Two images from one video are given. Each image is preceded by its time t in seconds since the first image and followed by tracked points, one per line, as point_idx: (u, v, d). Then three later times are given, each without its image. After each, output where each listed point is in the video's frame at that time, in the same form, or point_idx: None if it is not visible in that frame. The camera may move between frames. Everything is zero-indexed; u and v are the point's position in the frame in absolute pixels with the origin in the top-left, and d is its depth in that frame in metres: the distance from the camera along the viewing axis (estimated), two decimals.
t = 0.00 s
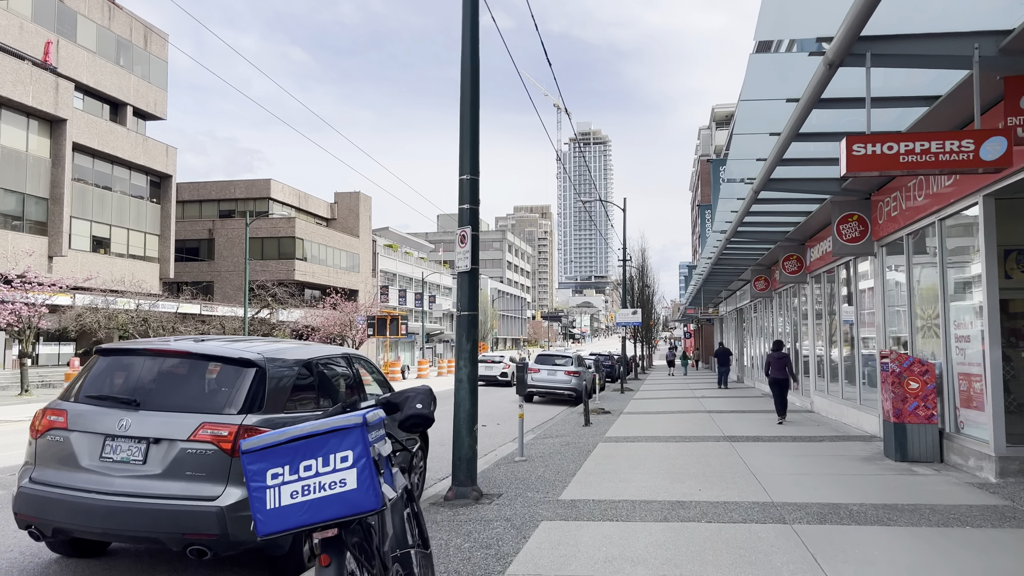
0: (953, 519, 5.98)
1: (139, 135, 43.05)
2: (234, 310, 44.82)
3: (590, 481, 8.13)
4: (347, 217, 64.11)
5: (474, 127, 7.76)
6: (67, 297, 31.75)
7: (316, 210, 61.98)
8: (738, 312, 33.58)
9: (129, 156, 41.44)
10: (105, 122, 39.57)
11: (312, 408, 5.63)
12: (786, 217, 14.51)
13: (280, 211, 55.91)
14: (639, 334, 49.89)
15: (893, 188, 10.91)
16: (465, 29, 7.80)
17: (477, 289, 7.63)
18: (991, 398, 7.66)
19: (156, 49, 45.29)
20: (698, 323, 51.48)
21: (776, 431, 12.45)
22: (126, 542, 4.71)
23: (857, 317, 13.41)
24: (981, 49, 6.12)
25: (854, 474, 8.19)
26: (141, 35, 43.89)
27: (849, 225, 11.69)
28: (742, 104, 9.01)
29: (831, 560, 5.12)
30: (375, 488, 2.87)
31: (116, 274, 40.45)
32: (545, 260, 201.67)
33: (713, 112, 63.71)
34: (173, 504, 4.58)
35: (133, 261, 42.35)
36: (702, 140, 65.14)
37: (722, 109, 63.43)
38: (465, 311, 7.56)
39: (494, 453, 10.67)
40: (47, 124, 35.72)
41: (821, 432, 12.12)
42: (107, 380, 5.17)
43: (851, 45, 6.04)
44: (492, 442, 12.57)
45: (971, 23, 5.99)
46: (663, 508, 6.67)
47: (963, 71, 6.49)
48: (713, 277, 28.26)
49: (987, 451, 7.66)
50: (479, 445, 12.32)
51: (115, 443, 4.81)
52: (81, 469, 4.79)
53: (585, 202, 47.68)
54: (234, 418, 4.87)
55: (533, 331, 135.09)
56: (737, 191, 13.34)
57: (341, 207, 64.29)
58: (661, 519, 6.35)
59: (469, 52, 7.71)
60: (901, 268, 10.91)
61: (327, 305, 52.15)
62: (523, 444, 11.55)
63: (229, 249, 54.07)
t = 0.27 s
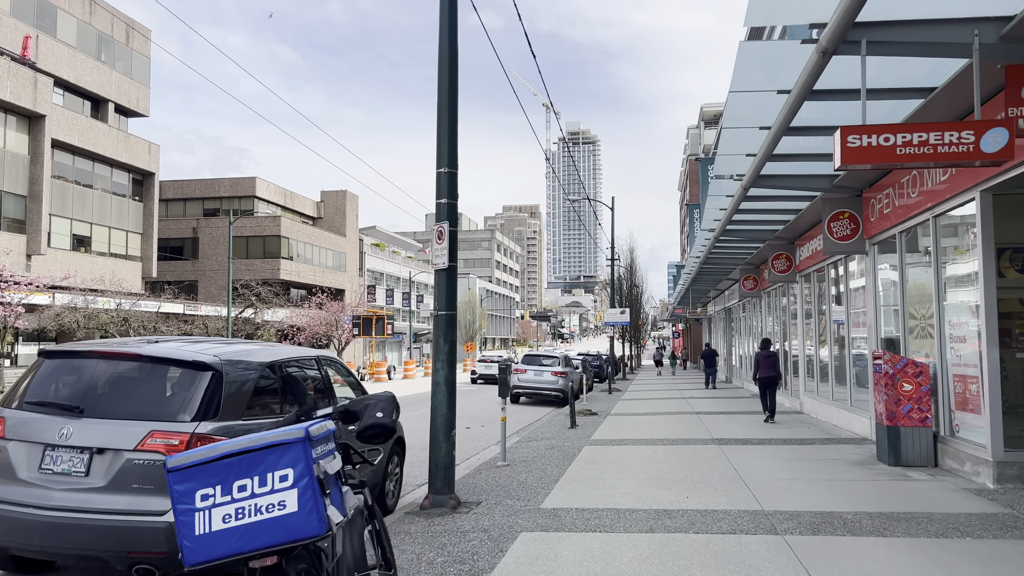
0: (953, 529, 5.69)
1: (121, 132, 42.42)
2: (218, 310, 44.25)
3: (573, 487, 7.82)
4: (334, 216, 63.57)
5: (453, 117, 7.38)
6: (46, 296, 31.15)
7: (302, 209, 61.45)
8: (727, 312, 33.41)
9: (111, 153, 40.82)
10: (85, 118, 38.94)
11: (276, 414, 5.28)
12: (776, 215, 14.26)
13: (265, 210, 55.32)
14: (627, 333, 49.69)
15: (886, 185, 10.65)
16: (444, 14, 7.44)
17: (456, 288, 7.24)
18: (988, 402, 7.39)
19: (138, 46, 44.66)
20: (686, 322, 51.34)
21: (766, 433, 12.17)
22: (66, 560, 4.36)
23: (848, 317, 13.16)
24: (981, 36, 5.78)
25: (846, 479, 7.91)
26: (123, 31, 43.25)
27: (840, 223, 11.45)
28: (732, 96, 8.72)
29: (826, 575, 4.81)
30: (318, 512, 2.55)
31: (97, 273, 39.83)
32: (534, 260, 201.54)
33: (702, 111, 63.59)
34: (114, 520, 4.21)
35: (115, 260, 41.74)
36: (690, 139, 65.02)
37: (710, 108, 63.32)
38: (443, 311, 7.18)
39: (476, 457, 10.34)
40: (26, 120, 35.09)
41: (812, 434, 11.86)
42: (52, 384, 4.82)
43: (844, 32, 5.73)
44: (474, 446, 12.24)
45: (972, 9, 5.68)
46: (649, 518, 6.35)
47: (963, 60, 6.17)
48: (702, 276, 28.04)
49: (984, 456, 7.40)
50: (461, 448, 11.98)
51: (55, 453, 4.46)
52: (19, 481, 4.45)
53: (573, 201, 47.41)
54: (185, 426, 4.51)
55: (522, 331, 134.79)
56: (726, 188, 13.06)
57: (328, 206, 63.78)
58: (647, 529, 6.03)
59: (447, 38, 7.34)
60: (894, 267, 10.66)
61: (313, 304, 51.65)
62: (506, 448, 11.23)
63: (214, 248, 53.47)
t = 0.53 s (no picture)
0: (955, 536, 5.39)
1: (102, 129, 41.78)
2: (202, 309, 43.66)
3: (557, 491, 7.49)
4: (320, 215, 63.03)
5: (431, 103, 7.03)
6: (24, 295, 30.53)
7: (288, 208, 60.89)
8: (714, 311, 33.22)
9: (92, 150, 40.18)
10: (66, 115, 38.30)
11: (236, 416, 4.94)
12: (766, 211, 14.01)
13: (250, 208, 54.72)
14: (615, 334, 49.49)
15: (879, 179, 10.40)
16: None
17: (435, 283, 6.88)
18: (986, 401, 7.14)
19: (121, 42, 44.02)
20: (673, 322, 51.18)
21: (756, 434, 11.88)
22: None
23: (839, 315, 12.92)
24: (984, 17, 5.50)
25: (840, 482, 7.62)
26: (105, 26, 42.62)
27: (831, 218, 11.22)
28: (722, 82, 8.43)
29: None
30: (252, 533, 2.22)
31: (77, 272, 39.19)
32: (523, 260, 201.40)
33: (690, 110, 63.48)
34: (51, 532, 3.86)
35: (96, 259, 41.12)
36: (678, 139, 64.94)
37: (698, 108, 63.22)
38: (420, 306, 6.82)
39: (458, 460, 9.99)
40: (4, 117, 34.46)
41: (802, 435, 11.59)
42: None
43: (841, 12, 5.44)
44: (457, 447, 11.90)
45: None
46: (635, 524, 6.04)
47: (964, 43, 5.88)
48: (690, 275, 27.83)
49: (982, 458, 7.14)
50: (443, 450, 11.64)
51: None
52: None
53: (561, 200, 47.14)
54: (133, 429, 4.16)
55: (510, 331, 134.44)
56: (716, 183, 12.78)
57: (314, 205, 63.27)
58: (634, 536, 5.71)
59: (426, 19, 6.97)
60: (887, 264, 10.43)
61: (299, 304, 51.14)
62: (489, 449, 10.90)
63: (198, 247, 52.87)
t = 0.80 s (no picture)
0: (960, 550, 5.07)
1: (85, 126, 41.15)
2: (186, 309, 43.09)
3: (541, 500, 7.13)
4: (308, 215, 62.48)
5: (408, 90, 6.64)
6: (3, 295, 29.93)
7: (275, 207, 60.31)
8: (704, 311, 32.96)
9: (74, 148, 39.57)
10: (47, 112, 37.68)
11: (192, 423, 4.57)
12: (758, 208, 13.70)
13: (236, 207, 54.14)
14: (605, 334, 49.22)
15: (873, 176, 10.11)
16: None
17: (411, 281, 6.51)
18: (988, 404, 6.84)
19: (105, 38, 43.41)
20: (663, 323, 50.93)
21: (748, 437, 11.55)
22: None
23: (833, 315, 12.62)
24: None
25: (837, 489, 7.30)
26: (88, 22, 42.01)
27: (825, 216, 10.90)
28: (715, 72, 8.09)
29: None
30: (155, 568, 2.04)
31: (59, 272, 38.56)
32: (513, 261, 201.00)
33: (680, 110, 63.28)
34: None
35: (78, 258, 40.50)
36: (668, 139, 64.72)
37: (688, 107, 63.02)
38: (396, 305, 6.43)
39: (439, 465, 9.62)
40: None
41: (795, 438, 11.27)
42: None
43: None
44: (439, 452, 11.52)
45: None
46: (622, 536, 5.68)
47: (971, 26, 5.56)
48: (680, 275, 27.57)
49: (984, 464, 6.83)
50: (426, 455, 11.26)
51: None
52: None
53: (551, 200, 46.84)
54: (70, 439, 3.79)
55: (500, 331, 134.10)
56: (707, 179, 12.48)
57: (302, 204, 62.72)
58: (622, 549, 5.36)
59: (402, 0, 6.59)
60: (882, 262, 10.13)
61: (286, 304, 50.59)
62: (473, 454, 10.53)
63: (183, 246, 52.24)
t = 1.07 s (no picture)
0: (965, 562, 4.76)
1: (68, 122, 40.52)
2: (171, 308, 42.54)
3: (523, 506, 6.79)
4: (295, 212, 61.88)
5: (382, 72, 6.25)
6: None
7: (262, 205, 59.73)
8: (694, 310, 32.70)
9: (56, 144, 38.93)
10: (28, 107, 37.05)
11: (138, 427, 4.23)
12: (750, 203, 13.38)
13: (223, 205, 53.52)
14: (595, 333, 48.95)
15: (868, 169, 9.82)
16: None
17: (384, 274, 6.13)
18: (989, 406, 6.55)
19: (88, 33, 42.77)
20: (653, 322, 50.68)
21: (740, 438, 11.23)
22: None
23: (825, 313, 12.33)
24: None
25: (833, 494, 7.00)
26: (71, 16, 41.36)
27: (818, 211, 10.60)
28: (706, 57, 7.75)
29: None
30: None
31: (40, 270, 37.94)
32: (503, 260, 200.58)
33: (670, 108, 63.03)
34: None
35: (60, 256, 39.89)
36: (658, 137, 64.47)
37: (679, 106, 62.79)
38: (368, 301, 6.05)
39: (419, 469, 9.27)
40: None
41: (787, 439, 10.98)
42: None
43: None
44: (421, 455, 11.14)
45: None
46: (606, 546, 5.36)
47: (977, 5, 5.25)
48: (669, 274, 27.31)
49: (986, 468, 6.53)
50: (407, 458, 10.87)
51: None
52: None
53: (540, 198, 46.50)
54: None
55: (490, 330, 133.68)
56: (696, 172, 12.16)
57: (289, 202, 62.18)
58: (606, 561, 5.03)
59: None
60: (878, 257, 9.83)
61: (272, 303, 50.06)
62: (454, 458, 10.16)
63: (169, 244, 51.61)
